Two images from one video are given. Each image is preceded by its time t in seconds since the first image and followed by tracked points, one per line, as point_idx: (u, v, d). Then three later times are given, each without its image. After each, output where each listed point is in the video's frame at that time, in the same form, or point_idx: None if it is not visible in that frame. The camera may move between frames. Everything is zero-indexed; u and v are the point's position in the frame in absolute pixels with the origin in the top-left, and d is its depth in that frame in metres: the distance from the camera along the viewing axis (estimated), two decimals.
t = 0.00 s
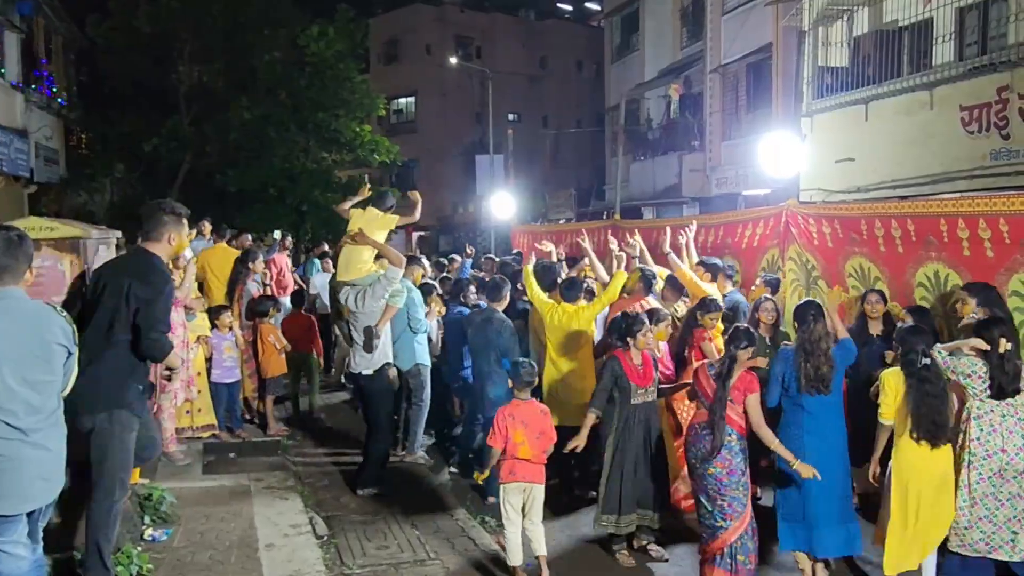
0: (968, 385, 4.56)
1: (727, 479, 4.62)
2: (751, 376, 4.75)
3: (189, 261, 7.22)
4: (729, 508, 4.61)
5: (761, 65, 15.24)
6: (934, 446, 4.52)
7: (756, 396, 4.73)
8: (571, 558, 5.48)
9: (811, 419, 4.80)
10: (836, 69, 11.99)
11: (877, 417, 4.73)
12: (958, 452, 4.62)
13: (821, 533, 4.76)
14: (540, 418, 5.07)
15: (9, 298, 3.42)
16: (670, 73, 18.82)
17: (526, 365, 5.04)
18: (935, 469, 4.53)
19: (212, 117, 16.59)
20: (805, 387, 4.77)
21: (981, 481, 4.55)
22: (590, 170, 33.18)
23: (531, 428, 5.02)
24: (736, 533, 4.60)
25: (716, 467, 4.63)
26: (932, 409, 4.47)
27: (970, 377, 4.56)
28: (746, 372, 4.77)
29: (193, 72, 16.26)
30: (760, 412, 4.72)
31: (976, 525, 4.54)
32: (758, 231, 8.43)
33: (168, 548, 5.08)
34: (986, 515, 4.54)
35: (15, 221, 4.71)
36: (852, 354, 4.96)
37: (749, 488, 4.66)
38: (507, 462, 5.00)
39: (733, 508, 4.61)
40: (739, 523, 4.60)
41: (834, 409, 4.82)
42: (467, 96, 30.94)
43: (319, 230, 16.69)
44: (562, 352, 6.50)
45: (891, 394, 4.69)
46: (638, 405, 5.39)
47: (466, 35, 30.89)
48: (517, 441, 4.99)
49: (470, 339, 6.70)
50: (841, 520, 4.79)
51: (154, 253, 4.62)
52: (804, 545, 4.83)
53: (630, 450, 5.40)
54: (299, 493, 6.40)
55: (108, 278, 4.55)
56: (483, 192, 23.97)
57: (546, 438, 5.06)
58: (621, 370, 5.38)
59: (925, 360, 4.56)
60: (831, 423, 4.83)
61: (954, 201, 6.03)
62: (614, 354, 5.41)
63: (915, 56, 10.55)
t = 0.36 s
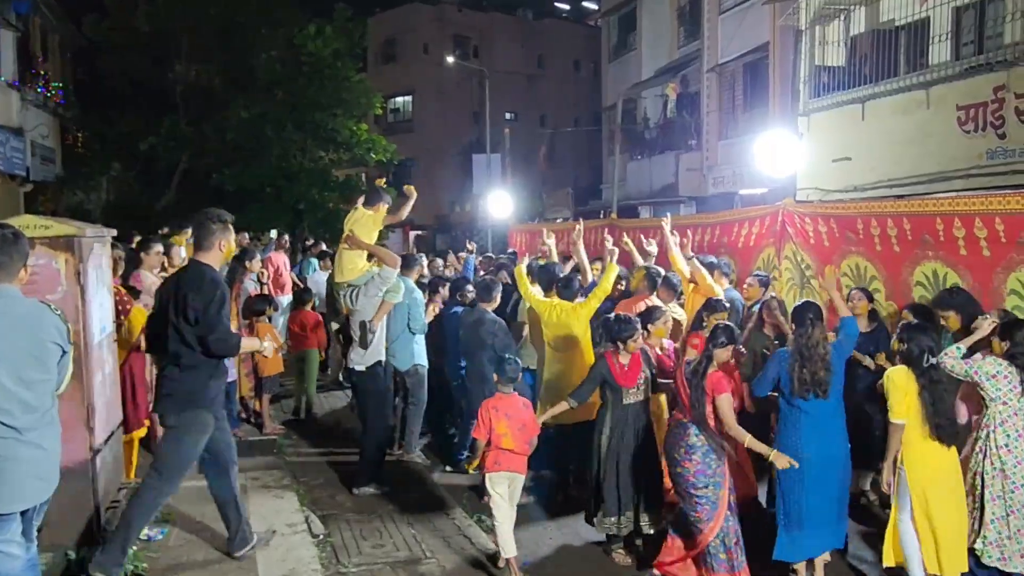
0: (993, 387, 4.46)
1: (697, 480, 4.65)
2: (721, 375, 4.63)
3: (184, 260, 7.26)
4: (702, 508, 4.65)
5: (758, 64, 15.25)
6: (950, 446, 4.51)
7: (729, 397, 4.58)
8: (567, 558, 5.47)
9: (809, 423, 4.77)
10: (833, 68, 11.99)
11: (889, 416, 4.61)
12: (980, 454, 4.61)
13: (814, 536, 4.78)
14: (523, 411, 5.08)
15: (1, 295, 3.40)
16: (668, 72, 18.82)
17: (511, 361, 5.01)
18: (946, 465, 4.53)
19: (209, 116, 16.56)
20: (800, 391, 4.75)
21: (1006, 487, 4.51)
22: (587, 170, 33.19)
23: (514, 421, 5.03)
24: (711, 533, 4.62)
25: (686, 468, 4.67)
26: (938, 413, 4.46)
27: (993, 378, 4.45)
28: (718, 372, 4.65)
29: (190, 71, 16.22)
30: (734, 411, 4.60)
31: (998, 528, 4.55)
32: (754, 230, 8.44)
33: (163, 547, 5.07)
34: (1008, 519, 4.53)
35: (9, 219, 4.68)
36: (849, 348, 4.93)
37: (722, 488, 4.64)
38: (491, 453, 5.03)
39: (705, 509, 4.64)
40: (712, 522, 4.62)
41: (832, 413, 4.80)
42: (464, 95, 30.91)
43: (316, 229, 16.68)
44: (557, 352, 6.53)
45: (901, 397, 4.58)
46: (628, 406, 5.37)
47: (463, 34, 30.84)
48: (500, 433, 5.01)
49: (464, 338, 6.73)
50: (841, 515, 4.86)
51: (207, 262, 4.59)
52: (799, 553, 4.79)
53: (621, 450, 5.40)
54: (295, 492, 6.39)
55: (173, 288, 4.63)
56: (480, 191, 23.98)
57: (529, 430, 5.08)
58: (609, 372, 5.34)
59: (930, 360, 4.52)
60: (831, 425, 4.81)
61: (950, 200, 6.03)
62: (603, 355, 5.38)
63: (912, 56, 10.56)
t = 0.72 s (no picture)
0: (997, 385, 4.47)
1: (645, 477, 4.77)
2: (678, 379, 4.56)
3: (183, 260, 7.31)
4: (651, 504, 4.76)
5: (758, 64, 15.24)
6: (937, 448, 4.54)
7: (679, 399, 4.53)
8: (565, 557, 5.50)
9: (807, 425, 4.79)
10: (832, 68, 12.00)
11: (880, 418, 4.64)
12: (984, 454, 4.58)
13: (816, 539, 4.77)
14: (511, 404, 5.34)
15: None
16: (667, 73, 18.81)
17: (502, 353, 5.27)
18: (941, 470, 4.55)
19: (209, 116, 16.58)
20: (799, 392, 4.77)
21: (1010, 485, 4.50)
22: (587, 170, 33.19)
23: (501, 411, 5.29)
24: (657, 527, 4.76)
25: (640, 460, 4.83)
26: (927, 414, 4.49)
27: (1000, 377, 4.46)
28: (677, 375, 4.59)
29: (189, 71, 16.24)
30: (679, 416, 4.52)
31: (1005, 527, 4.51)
32: (753, 230, 8.45)
33: (161, 547, 5.08)
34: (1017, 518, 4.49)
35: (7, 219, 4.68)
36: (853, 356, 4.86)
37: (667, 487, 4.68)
38: (478, 442, 5.28)
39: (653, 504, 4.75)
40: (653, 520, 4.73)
41: (832, 415, 4.78)
42: (464, 95, 30.92)
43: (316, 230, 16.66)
44: (559, 352, 6.53)
45: (895, 395, 4.61)
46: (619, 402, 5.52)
47: (463, 35, 30.84)
48: (488, 423, 5.26)
49: (461, 337, 6.75)
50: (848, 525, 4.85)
51: (275, 262, 5.02)
52: (797, 555, 4.83)
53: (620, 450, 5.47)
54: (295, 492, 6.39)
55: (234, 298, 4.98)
56: (479, 191, 23.99)
57: (515, 421, 5.33)
58: (602, 372, 5.55)
59: (926, 359, 4.53)
60: (831, 429, 4.79)
61: (949, 200, 6.03)
62: (599, 356, 5.62)
63: (911, 56, 10.56)
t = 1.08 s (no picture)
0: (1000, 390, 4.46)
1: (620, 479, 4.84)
2: (660, 379, 4.62)
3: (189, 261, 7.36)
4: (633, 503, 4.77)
5: (762, 65, 15.23)
6: (926, 445, 4.52)
7: (659, 400, 4.58)
8: (569, 558, 5.50)
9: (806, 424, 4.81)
10: (838, 69, 11.97)
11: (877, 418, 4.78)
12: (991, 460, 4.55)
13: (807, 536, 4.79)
14: (498, 400, 5.51)
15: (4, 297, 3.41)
16: (671, 74, 18.80)
17: (491, 350, 5.47)
18: (934, 469, 4.54)
19: (214, 117, 16.63)
20: (807, 392, 4.76)
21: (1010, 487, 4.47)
22: (591, 171, 33.18)
23: (489, 407, 5.49)
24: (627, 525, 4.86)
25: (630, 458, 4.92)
26: (917, 412, 4.49)
27: (1003, 382, 4.45)
28: (661, 375, 4.64)
29: (194, 72, 16.27)
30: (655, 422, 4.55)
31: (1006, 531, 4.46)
32: (758, 232, 8.44)
33: (167, 548, 5.09)
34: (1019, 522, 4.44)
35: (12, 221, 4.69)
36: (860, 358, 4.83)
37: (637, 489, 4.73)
38: (465, 434, 5.54)
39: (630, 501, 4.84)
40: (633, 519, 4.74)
41: (834, 415, 4.77)
42: (468, 96, 30.95)
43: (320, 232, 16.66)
44: (569, 352, 6.57)
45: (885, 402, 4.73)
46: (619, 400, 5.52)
47: (467, 36, 30.85)
48: (473, 416, 5.50)
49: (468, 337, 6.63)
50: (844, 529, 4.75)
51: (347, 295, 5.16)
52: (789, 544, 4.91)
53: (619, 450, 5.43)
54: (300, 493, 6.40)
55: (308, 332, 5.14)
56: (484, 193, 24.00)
57: (502, 417, 5.50)
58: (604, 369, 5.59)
59: (928, 358, 4.50)
60: (831, 427, 4.78)
61: (955, 201, 6.02)
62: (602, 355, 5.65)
63: (916, 57, 10.53)
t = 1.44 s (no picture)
0: (996, 405, 4.53)
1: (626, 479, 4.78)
2: (653, 381, 4.62)
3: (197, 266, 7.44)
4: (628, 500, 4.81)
5: (770, 68, 15.20)
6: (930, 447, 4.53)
7: (649, 403, 4.59)
8: (576, 561, 5.47)
9: (806, 425, 4.78)
10: (846, 72, 11.93)
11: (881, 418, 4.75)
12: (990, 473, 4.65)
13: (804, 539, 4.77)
14: (495, 397, 5.60)
15: (16, 299, 3.43)
16: (678, 77, 18.78)
17: (491, 350, 5.55)
18: (939, 483, 4.54)
19: (223, 121, 16.69)
20: (809, 395, 4.74)
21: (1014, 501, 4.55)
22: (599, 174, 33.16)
23: (484, 402, 5.59)
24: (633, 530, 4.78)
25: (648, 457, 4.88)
26: (919, 415, 4.49)
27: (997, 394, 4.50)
28: (654, 376, 4.64)
29: (203, 76, 16.33)
30: (645, 421, 4.58)
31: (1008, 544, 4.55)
32: (766, 234, 8.41)
33: (176, 550, 5.10)
34: (1021, 537, 4.52)
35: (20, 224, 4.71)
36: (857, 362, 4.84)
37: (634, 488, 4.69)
38: (465, 432, 5.63)
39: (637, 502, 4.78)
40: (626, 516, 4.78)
41: (834, 417, 4.74)
42: (475, 99, 30.97)
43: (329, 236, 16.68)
44: (570, 353, 6.54)
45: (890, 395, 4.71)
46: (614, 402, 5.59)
47: (474, 39, 30.86)
48: (471, 412, 5.60)
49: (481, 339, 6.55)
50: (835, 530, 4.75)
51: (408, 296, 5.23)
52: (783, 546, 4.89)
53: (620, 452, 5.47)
54: (309, 496, 6.41)
55: (368, 326, 5.19)
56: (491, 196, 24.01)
57: (497, 414, 5.59)
58: (598, 368, 5.62)
59: (939, 361, 4.47)
60: (830, 429, 4.75)
61: (964, 204, 6.00)
62: (599, 353, 5.69)
63: (925, 59, 10.49)
